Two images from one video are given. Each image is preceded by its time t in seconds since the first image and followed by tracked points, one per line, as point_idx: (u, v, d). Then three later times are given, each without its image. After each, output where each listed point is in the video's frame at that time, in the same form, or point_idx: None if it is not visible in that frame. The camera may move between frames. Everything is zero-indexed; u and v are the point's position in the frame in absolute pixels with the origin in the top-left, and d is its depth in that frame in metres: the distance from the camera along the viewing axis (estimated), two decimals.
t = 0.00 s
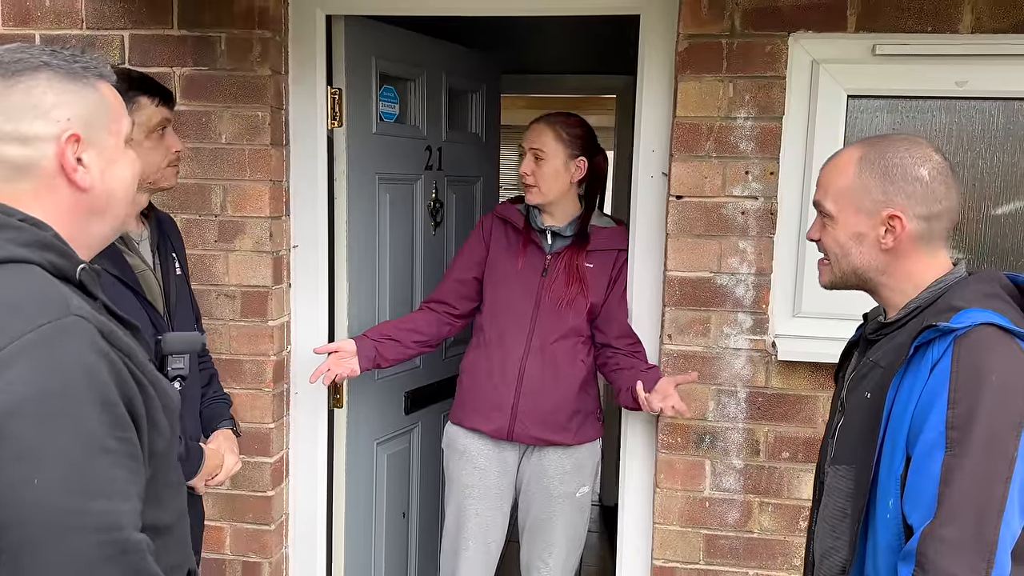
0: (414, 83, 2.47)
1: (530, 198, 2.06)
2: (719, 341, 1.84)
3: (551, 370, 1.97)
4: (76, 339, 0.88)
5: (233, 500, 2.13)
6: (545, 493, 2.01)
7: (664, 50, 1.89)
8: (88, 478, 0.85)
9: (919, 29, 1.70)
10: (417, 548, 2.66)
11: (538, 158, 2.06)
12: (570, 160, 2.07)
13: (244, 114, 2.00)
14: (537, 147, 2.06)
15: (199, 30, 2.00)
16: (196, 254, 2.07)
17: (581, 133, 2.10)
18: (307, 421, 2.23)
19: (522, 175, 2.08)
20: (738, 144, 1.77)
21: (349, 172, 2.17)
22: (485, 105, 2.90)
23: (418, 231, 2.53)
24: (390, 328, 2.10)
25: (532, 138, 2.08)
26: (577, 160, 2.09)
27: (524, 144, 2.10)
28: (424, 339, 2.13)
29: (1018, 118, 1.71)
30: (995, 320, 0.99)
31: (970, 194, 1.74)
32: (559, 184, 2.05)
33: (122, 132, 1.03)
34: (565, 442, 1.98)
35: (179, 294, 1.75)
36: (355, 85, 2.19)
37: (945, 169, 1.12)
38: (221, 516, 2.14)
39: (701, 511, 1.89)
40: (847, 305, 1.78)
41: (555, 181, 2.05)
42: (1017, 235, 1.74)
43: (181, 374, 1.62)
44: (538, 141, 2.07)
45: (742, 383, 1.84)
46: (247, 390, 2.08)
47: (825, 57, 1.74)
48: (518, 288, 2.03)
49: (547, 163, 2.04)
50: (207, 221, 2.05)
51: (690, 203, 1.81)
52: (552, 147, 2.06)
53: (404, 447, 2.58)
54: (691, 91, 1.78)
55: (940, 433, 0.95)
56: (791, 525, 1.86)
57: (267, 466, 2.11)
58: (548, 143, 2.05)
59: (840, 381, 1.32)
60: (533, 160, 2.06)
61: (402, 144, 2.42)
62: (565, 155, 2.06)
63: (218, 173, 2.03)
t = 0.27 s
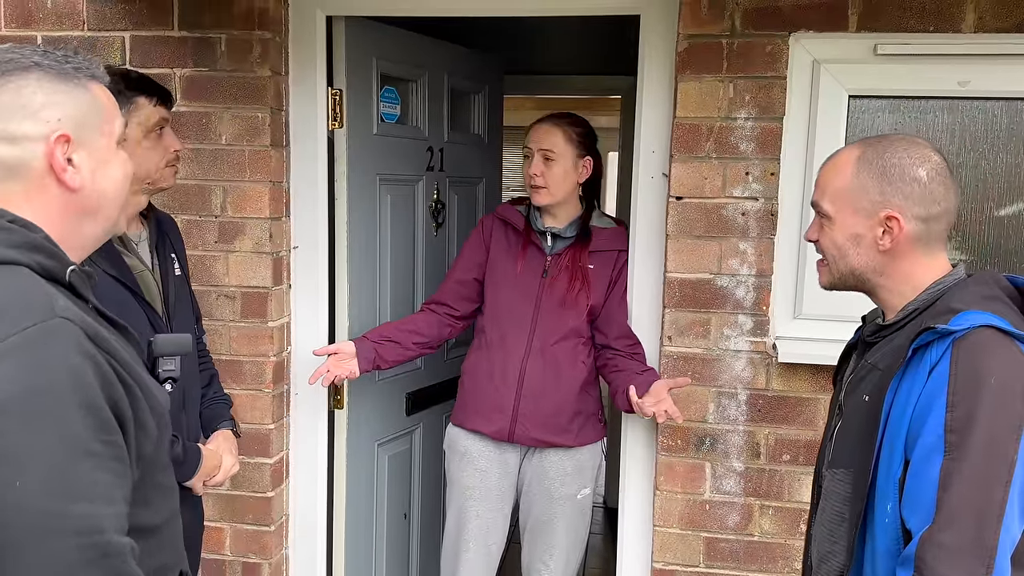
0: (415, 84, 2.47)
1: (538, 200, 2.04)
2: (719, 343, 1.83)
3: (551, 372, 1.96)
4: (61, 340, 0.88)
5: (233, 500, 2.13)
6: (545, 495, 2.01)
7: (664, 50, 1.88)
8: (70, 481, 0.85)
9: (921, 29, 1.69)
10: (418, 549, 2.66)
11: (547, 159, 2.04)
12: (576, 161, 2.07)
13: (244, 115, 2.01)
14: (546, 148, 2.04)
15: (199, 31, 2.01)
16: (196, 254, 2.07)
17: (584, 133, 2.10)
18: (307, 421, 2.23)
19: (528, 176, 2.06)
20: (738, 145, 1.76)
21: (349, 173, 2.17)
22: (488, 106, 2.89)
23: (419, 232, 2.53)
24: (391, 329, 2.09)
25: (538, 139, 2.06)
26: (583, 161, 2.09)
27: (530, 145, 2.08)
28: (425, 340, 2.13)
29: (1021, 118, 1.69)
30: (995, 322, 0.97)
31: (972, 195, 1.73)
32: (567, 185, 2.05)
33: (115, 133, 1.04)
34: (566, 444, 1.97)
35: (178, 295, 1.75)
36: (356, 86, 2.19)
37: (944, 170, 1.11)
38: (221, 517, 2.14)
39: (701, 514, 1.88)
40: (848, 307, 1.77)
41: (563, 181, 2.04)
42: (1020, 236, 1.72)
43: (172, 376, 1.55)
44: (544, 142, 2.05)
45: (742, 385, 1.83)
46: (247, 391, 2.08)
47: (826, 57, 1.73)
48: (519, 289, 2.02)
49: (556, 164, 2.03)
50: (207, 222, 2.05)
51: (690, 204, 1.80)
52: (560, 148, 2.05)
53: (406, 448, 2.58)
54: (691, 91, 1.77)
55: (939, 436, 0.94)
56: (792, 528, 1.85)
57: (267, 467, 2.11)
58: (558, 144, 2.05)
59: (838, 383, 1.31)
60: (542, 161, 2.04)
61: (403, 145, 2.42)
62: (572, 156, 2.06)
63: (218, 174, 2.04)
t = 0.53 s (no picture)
0: (418, 86, 2.47)
1: (540, 202, 2.04)
2: (720, 345, 1.82)
3: (553, 373, 1.96)
4: (67, 337, 0.86)
5: (235, 500, 2.14)
6: (546, 496, 2.00)
7: (666, 51, 1.88)
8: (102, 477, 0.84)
9: (923, 29, 1.68)
10: (420, 551, 2.66)
11: (548, 161, 2.04)
12: (579, 162, 2.07)
13: (246, 117, 2.01)
14: (548, 150, 2.04)
15: (202, 33, 2.02)
16: (199, 255, 2.08)
17: (586, 135, 2.10)
18: (309, 421, 2.23)
19: (530, 178, 2.06)
20: (739, 146, 1.75)
21: (351, 175, 2.18)
22: (492, 107, 2.89)
23: (422, 233, 2.53)
24: (393, 330, 2.09)
25: (540, 141, 2.07)
26: (585, 162, 2.09)
27: (531, 146, 2.08)
28: (427, 342, 2.13)
29: None
30: (991, 323, 0.97)
31: (975, 196, 1.72)
32: (568, 186, 2.05)
33: (110, 136, 1.04)
34: (567, 445, 1.97)
35: (179, 296, 1.76)
36: (358, 88, 2.19)
37: (942, 171, 1.10)
38: (223, 517, 2.15)
39: (702, 516, 1.87)
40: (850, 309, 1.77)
41: (564, 183, 2.04)
42: None
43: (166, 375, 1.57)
44: (546, 143, 2.06)
45: (744, 387, 1.82)
46: (249, 391, 2.09)
47: (827, 58, 1.72)
48: (520, 290, 2.02)
49: (557, 166, 2.03)
50: (210, 222, 2.06)
51: (690, 205, 1.79)
52: (562, 150, 2.05)
53: (409, 449, 2.58)
54: (691, 92, 1.76)
55: (935, 438, 0.94)
56: (793, 531, 1.84)
57: (269, 467, 2.12)
58: (559, 145, 2.05)
59: (835, 385, 1.31)
60: (543, 163, 2.04)
61: (406, 146, 2.42)
62: (574, 157, 2.06)
63: (221, 175, 2.05)
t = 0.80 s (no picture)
0: (422, 86, 2.47)
1: (542, 202, 2.04)
2: (721, 346, 1.81)
3: (555, 373, 1.95)
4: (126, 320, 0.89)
5: (237, 500, 2.14)
6: (548, 496, 1.99)
7: (668, 50, 1.87)
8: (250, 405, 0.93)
9: (927, 28, 1.66)
10: (423, 551, 2.66)
11: (550, 161, 2.03)
12: (581, 162, 2.06)
13: (247, 117, 2.02)
14: (550, 150, 2.03)
15: (205, 33, 2.02)
16: (201, 255, 2.08)
17: (589, 135, 2.09)
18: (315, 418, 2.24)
19: (532, 179, 2.05)
20: (740, 146, 1.74)
21: (354, 175, 2.18)
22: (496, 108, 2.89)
23: (425, 233, 2.53)
24: (394, 330, 2.09)
25: (542, 141, 2.06)
26: (587, 162, 2.09)
27: (533, 146, 2.08)
28: (429, 341, 2.12)
29: None
30: (986, 324, 0.97)
31: (980, 196, 1.70)
32: (570, 187, 2.04)
33: (97, 137, 1.00)
34: (569, 445, 1.96)
35: (181, 295, 1.76)
36: (360, 88, 2.20)
37: (938, 170, 1.13)
38: (224, 516, 2.15)
39: (703, 518, 1.86)
40: (852, 310, 1.75)
41: (566, 183, 2.03)
42: None
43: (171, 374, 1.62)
44: (549, 144, 2.05)
45: (745, 388, 1.81)
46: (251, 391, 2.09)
47: (830, 57, 1.71)
48: (522, 290, 2.02)
49: (559, 166, 2.03)
50: (212, 222, 2.07)
51: (692, 205, 1.78)
52: (564, 150, 2.04)
53: (412, 449, 2.58)
54: (693, 92, 1.75)
55: (929, 439, 0.94)
56: (796, 534, 1.82)
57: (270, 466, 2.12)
58: (561, 145, 2.04)
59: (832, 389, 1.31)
60: (545, 163, 2.03)
61: (409, 146, 2.42)
62: (576, 158, 2.05)
63: (223, 175, 2.05)
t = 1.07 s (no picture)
0: (426, 86, 2.47)
1: (543, 202, 2.03)
2: (724, 347, 1.80)
3: (557, 373, 1.95)
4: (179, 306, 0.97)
5: (240, 500, 2.15)
6: (551, 497, 1.99)
7: (670, 50, 1.86)
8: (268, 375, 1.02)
9: (931, 27, 1.65)
10: (426, 552, 2.65)
11: (552, 161, 2.03)
12: (583, 163, 2.06)
13: (250, 118, 2.02)
14: (552, 150, 2.03)
15: (208, 34, 2.03)
16: (204, 255, 2.09)
17: (590, 135, 2.09)
18: (316, 416, 2.23)
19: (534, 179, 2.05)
20: (743, 146, 1.74)
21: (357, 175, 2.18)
22: (500, 108, 2.89)
23: (428, 233, 2.52)
24: (396, 330, 2.09)
25: (544, 142, 2.06)
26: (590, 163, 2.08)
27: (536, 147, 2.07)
28: (430, 341, 2.12)
29: None
30: (983, 324, 0.98)
31: (985, 197, 1.69)
32: (572, 187, 2.03)
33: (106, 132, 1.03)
34: (571, 446, 1.96)
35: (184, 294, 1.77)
36: (363, 89, 2.20)
37: (939, 168, 1.14)
38: (227, 516, 2.16)
39: (705, 520, 1.85)
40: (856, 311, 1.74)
41: (568, 184, 2.03)
42: None
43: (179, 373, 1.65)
44: (550, 144, 2.05)
45: (748, 390, 1.80)
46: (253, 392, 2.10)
47: (833, 57, 1.69)
48: (524, 291, 2.01)
49: (561, 166, 2.02)
50: (215, 223, 2.07)
51: (694, 205, 1.77)
52: (566, 150, 2.04)
53: (415, 450, 2.58)
54: (695, 92, 1.75)
55: (926, 441, 0.95)
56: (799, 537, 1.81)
57: (272, 466, 2.13)
58: (563, 146, 2.04)
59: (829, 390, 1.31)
60: (547, 164, 2.03)
61: (412, 147, 2.42)
62: (578, 158, 2.04)
63: (226, 176, 2.06)
